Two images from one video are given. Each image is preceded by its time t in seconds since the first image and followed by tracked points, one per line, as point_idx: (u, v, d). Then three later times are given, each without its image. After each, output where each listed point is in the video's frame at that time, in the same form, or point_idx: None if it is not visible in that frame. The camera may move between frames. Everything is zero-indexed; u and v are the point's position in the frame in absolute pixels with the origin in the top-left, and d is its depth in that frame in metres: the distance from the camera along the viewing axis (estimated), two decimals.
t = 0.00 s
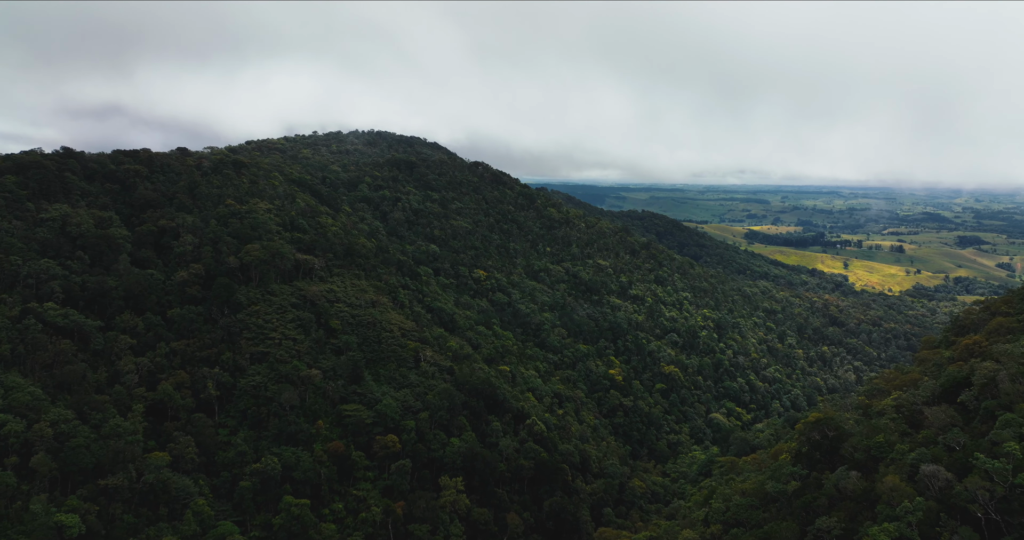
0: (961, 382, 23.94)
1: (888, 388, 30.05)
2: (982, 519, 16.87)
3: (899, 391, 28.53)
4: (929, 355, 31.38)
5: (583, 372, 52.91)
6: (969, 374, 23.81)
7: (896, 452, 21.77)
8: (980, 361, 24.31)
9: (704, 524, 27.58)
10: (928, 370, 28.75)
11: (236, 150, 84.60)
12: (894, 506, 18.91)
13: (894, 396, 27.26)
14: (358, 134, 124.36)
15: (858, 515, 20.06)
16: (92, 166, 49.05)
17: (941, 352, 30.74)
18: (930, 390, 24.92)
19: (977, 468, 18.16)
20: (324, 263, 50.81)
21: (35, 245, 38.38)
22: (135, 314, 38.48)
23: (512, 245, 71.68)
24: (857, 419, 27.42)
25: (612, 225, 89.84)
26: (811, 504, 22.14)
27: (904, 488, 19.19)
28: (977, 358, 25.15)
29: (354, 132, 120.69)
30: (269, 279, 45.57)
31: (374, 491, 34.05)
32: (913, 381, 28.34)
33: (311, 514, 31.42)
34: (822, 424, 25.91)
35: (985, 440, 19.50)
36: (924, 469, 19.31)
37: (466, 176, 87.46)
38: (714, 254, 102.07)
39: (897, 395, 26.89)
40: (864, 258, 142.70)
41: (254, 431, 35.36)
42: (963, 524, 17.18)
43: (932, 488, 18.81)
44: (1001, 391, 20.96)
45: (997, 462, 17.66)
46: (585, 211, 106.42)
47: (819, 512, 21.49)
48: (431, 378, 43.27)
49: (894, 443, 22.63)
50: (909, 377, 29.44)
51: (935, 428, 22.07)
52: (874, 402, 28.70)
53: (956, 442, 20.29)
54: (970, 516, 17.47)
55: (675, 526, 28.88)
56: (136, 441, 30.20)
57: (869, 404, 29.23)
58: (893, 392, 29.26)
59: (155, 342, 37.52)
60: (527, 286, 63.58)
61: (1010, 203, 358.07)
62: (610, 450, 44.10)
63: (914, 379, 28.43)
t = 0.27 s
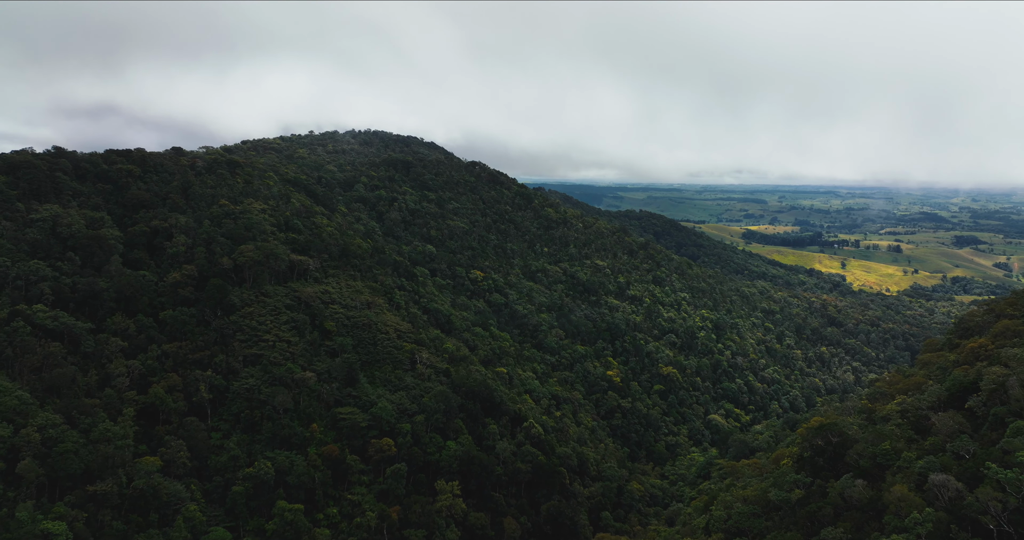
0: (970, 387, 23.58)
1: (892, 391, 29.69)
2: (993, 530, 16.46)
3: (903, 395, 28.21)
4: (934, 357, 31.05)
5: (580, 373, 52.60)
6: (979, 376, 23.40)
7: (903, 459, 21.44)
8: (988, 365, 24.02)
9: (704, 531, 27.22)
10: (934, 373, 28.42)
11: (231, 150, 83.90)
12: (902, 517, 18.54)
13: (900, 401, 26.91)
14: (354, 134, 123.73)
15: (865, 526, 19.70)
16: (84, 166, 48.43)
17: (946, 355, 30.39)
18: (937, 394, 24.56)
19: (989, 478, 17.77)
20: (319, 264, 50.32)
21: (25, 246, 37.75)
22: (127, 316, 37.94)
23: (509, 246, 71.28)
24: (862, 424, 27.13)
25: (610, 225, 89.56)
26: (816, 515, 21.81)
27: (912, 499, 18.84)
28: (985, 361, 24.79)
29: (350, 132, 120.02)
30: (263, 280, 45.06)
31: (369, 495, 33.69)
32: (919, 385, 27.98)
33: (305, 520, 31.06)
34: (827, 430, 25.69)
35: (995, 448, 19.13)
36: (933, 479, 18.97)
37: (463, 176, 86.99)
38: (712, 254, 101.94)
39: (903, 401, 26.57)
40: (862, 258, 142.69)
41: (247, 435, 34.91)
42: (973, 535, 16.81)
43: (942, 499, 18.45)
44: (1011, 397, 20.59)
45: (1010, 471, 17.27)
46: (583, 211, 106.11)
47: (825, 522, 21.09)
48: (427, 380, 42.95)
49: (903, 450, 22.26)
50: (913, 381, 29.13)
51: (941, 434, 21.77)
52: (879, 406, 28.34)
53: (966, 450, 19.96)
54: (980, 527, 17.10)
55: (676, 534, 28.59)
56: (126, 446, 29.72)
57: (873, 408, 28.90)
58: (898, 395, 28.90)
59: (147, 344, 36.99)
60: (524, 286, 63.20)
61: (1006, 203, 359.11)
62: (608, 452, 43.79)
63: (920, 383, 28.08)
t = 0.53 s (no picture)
0: (977, 391, 23.36)
1: (896, 395, 29.47)
2: None
3: (907, 399, 28.01)
4: (937, 361, 30.85)
5: (578, 374, 52.35)
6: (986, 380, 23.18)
7: (909, 467, 21.22)
8: (993, 368, 23.84)
9: (705, 538, 26.91)
10: (938, 377, 28.23)
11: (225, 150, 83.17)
12: (910, 527, 18.25)
13: (904, 406, 26.67)
14: (350, 134, 123.09)
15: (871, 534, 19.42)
16: (76, 166, 47.80)
17: (950, 358, 30.18)
18: (943, 399, 24.36)
19: (1000, 489, 17.54)
20: (313, 264, 49.84)
21: (14, 247, 37.12)
22: (118, 318, 37.39)
23: (506, 246, 70.90)
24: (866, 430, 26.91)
25: (607, 225, 89.38)
26: (820, 523, 21.50)
27: (920, 508, 18.53)
28: (990, 364, 24.60)
29: (346, 132, 119.32)
30: (257, 281, 44.55)
31: (363, 499, 33.33)
32: (923, 388, 27.75)
33: (299, 525, 30.69)
34: (831, 435, 25.67)
35: (1004, 456, 18.93)
36: (941, 487, 18.73)
37: (460, 176, 86.58)
38: (709, 254, 101.99)
39: (908, 406, 26.36)
40: (858, 258, 142.91)
41: (240, 438, 34.47)
42: None
43: (951, 509, 18.20)
44: (1018, 402, 20.38)
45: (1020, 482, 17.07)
46: (580, 211, 105.82)
47: (830, 532, 20.80)
48: (423, 382, 42.67)
49: (909, 458, 22.01)
50: (916, 384, 28.94)
51: (949, 442, 21.54)
52: (882, 411, 28.13)
53: (975, 458, 19.71)
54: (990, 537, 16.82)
55: None
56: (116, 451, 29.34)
57: (876, 413, 28.68)
58: (901, 399, 28.69)
59: (138, 346, 36.46)
60: (521, 287, 62.87)
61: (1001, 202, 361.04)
62: (605, 455, 43.55)
63: (923, 386, 27.86)
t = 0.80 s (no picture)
0: (982, 396, 23.16)
1: (896, 398, 29.29)
2: None
3: (907, 403, 27.84)
4: (937, 363, 30.70)
5: (573, 375, 52.10)
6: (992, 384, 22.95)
7: (913, 474, 21.07)
8: (997, 373, 23.66)
9: None
10: (938, 380, 28.10)
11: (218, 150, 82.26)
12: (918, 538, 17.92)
13: (906, 410, 26.50)
14: (345, 134, 122.26)
15: None
16: (65, 166, 47.03)
17: (951, 360, 30.00)
18: (946, 403, 24.16)
19: (1007, 498, 17.43)
20: (306, 265, 49.29)
21: None
22: (107, 321, 36.74)
23: (501, 247, 70.52)
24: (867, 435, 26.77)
25: (603, 225, 89.20)
26: (823, 532, 21.10)
27: (927, 518, 18.17)
28: (994, 368, 24.40)
29: (341, 132, 118.48)
30: (249, 283, 43.98)
31: (356, 504, 32.97)
32: (924, 392, 27.56)
33: (291, 530, 30.28)
34: (832, 440, 25.61)
35: (1012, 463, 18.80)
36: (949, 496, 18.48)
37: (455, 176, 86.11)
38: (705, 254, 102.12)
39: (909, 410, 26.18)
40: (853, 257, 143.39)
41: (231, 443, 33.97)
42: None
43: (958, 518, 17.94)
44: None
45: None
46: (576, 211, 105.59)
47: None
48: (417, 385, 42.37)
49: (913, 465, 21.77)
50: (916, 387, 28.79)
51: (953, 448, 21.34)
52: (882, 414, 27.99)
53: (983, 465, 19.53)
54: None
55: None
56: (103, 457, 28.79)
57: (875, 416, 28.54)
58: (902, 403, 28.53)
59: (128, 349, 35.86)
60: (517, 287, 62.55)
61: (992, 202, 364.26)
62: (601, 457, 43.31)
63: (924, 389, 27.70)
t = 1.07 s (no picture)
0: (986, 401, 22.84)
1: (895, 400, 29.05)
2: None
3: (906, 407, 27.63)
4: (936, 366, 30.49)
5: (568, 376, 51.79)
6: (996, 389, 22.65)
7: (916, 483, 20.65)
8: (1000, 377, 23.42)
9: None
10: (937, 383, 27.92)
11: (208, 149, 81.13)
12: None
13: (906, 414, 26.25)
14: (337, 133, 121.21)
15: None
16: (51, 166, 46.00)
17: (951, 363, 29.79)
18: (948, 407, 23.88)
19: (1016, 509, 17.02)
20: (297, 267, 48.55)
21: None
22: (93, 324, 35.87)
23: (495, 247, 70.03)
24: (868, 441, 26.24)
25: (597, 225, 89.00)
26: None
27: (933, 529, 17.48)
28: (997, 373, 24.15)
29: (333, 131, 117.43)
30: (238, 285, 43.20)
31: (347, 509, 32.46)
32: (924, 395, 27.34)
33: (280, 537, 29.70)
34: (832, 446, 25.12)
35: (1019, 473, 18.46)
36: (955, 506, 18.03)
37: (448, 176, 85.55)
38: (698, 253, 102.29)
39: (910, 414, 25.95)
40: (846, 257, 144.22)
41: (219, 447, 33.29)
42: None
43: (966, 529, 17.52)
44: None
45: None
46: (570, 211, 105.29)
47: None
48: (409, 388, 41.90)
49: (917, 473, 21.39)
50: (915, 390, 28.58)
51: (957, 455, 20.96)
52: (880, 417, 27.76)
53: (990, 474, 19.10)
54: None
55: None
56: (87, 464, 28.01)
57: (874, 419, 28.32)
58: (901, 406, 28.30)
59: (114, 353, 35.04)
60: (510, 288, 62.13)
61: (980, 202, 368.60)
62: (596, 460, 43.00)
63: (923, 393, 27.49)
